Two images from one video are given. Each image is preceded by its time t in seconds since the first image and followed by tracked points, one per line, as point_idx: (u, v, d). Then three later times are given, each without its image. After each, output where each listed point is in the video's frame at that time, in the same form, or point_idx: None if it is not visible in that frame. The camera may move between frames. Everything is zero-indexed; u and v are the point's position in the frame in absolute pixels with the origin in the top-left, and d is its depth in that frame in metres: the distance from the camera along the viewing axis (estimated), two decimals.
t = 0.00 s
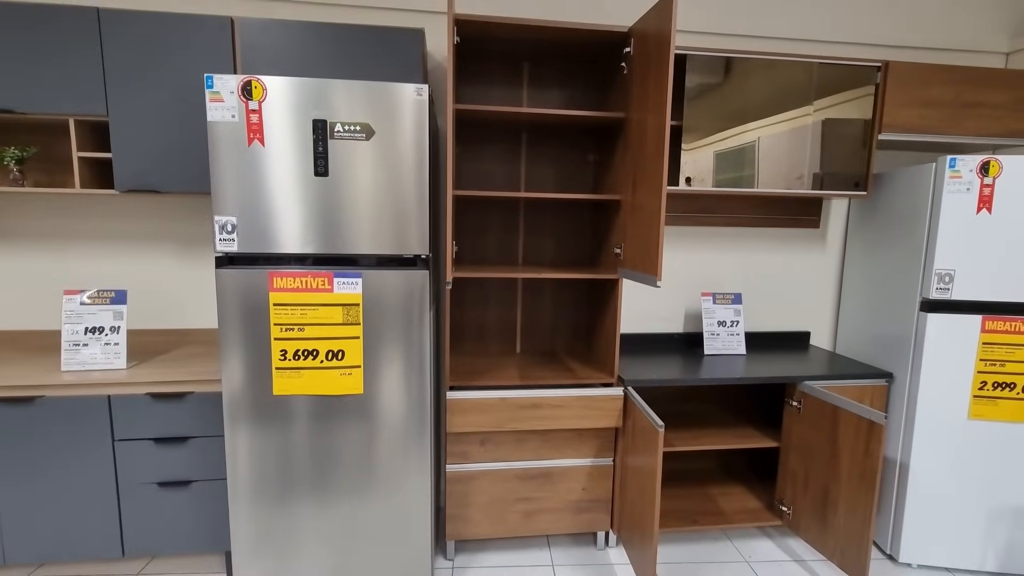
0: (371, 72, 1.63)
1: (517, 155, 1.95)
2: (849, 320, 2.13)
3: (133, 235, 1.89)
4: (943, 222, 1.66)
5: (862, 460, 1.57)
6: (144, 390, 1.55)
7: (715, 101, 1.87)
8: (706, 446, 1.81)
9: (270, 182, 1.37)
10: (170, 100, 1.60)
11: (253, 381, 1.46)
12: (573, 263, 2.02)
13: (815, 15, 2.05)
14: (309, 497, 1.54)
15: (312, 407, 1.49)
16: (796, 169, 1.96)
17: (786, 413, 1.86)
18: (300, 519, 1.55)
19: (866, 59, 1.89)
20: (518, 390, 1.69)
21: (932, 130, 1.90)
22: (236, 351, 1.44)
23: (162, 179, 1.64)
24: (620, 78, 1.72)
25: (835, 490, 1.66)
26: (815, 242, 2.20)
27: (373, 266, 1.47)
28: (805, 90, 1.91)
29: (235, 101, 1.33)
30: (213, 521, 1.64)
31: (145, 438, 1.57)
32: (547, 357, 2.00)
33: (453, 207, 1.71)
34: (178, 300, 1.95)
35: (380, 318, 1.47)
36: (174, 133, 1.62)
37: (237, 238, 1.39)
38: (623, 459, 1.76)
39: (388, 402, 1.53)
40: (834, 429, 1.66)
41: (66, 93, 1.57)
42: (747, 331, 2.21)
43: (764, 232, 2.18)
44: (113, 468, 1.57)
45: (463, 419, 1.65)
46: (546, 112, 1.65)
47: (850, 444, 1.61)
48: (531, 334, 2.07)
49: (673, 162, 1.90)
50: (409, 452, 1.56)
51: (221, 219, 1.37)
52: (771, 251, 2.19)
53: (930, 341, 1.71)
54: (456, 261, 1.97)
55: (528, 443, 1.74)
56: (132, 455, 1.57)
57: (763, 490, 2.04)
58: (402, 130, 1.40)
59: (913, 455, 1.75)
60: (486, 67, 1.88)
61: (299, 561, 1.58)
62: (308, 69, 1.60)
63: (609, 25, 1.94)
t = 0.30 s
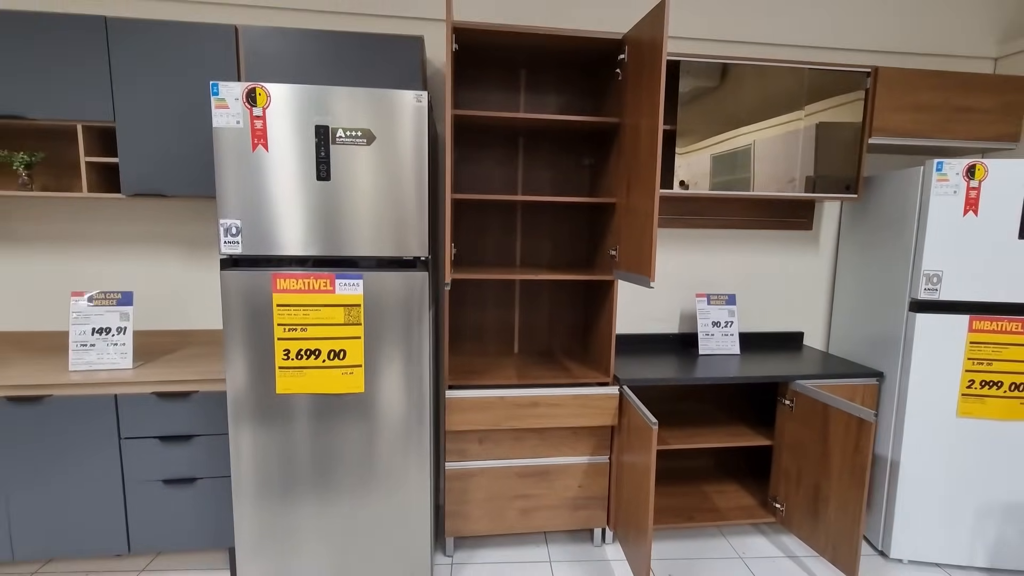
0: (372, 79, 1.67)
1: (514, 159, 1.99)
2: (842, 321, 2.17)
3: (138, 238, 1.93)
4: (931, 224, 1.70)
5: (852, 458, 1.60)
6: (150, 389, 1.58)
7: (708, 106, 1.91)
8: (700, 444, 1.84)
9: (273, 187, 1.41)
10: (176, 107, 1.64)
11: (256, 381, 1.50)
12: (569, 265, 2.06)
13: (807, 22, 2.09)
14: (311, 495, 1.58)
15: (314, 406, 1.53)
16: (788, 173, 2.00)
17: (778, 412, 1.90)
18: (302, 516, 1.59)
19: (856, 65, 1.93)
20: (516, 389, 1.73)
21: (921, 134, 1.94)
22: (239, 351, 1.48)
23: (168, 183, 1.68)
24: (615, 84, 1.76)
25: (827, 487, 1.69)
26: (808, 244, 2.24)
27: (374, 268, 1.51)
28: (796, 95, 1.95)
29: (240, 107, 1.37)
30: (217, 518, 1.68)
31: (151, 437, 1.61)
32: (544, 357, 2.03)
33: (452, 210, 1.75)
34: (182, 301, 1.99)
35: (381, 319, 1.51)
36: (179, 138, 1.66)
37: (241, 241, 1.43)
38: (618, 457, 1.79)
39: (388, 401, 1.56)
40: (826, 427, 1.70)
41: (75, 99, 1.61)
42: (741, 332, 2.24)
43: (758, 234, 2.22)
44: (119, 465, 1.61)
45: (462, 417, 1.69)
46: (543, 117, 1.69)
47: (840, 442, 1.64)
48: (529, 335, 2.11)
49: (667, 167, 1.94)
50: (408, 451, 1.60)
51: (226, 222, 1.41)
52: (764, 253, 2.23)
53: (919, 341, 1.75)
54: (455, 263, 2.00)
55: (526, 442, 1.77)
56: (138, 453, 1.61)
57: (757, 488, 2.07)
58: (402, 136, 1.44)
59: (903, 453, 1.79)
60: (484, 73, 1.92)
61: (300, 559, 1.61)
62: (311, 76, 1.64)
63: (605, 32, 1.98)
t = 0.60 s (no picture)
0: (372, 86, 1.73)
1: (510, 163, 2.05)
2: (830, 320, 2.22)
3: (144, 240, 1.99)
4: (913, 226, 1.75)
5: (836, 452, 1.65)
6: (157, 386, 1.64)
7: (698, 111, 1.97)
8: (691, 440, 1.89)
9: (277, 191, 1.47)
10: (183, 113, 1.70)
11: (259, 379, 1.55)
12: (564, 266, 2.11)
13: (795, 29, 2.15)
14: (313, 490, 1.63)
15: (315, 403, 1.58)
16: (776, 175, 2.05)
17: (767, 408, 1.95)
18: (303, 511, 1.64)
19: (841, 71, 1.99)
20: (511, 386, 1.78)
21: (905, 138, 1.99)
22: (243, 349, 1.53)
23: (174, 187, 1.74)
24: (606, 91, 1.82)
25: (813, 481, 1.74)
26: (797, 245, 2.29)
27: (373, 269, 1.56)
28: (783, 100, 2.00)
29: (244, 115, 1.42)
30: (221, 511, 1.73)
31: (158, 432, 1.66)
32: (539, 356, 2.09)
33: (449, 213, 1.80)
34: (187, 302, 2.04)
35: (380, 318, 1.56)
36: (185, 144, 1.72)
37: (246, 243, 1.48)
38: (611, 453, 1.84)
39: (386, 398, 1.62)
40: (812, 422, 1.75)
41: (84, 107, 1.67)
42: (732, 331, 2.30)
43: (748, 236, 2.27)
44: (127, 460, 1.66)
45: (458, 413, 1.74)
46: (537, 123, 1.75)
47: (825, 437, 1.69)
48: (524, 334, 2.16)
49: (658, 171, 1.99)
50: (406, 446, 1.65)
51: (232, 225, 1.47)
52: (755, 254, 2.29)
53: (902, 339, 1.80)
54: (453, 264, 2.06)
55: (521, 437, 1.83)
56: (145, 448, 1.66)
57: (747, 483, 2.12)
58: (400, 141, 1.50)
59: (888, 448, 1.84)
60: (480, 80, 1.98)
61: (302, 552, 1.66)
62: (313, 84, 1.70)
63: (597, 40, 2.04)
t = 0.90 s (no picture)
0: (370, 93, 1.80)
1: (504, 166, 2.12)
2: (816, 319, 2.29)
3: (151, 241, 2.06)
4: (891, 228, 1.82)
5: (817, 445, 1.72)
6: (164, 380, 1.71)
7: (685, 117, 2.04)
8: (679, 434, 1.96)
9: (279, 193, 1.54)
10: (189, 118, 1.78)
11: (261, 374, 1.62)
12: (556, 266, 2.18)
13: (780, 36, 2.22)
14: (312, 481, 1.70)
15: (315, 397, 1.65)
16: (761, 178, 2.10)
17: (752, 404, 2.02)
18: (303, 502, 1.70)
19: (824, 78, 2.06)
20: (504, 381, 1.85)
21: (887, 142, 2.06)
22: (246, 345, 1.60)
23: (180, 190, 1.81)
24: (596, 97, 1.89)
25: (795, 473, 1.81)
26: (784, 246, 2.36)
27: (372, 268, 1.63)
28: (768, 106, 2.07)
29: (248, 121, 1.49)
30: (225, 501, 1.80)
31: (164, 425, 1.73)
32: (533, 353, 2.16)
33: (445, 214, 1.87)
34: (192, 300, 2.12)
35: (377, 316, 1.63)
36: (191, 148, 1.79)
37: (249, 243, 1.55)
38: (600, 446, 1.91)
39: (384, 393, 1.68)
40: (794, 417, 1.81)
41: (95, 113, 1.75)
42: (720, 330, 2.36)
43: (736, 237, 2.34)
44: (135, 451, 1.73)
45: (453, 407, 1.81)
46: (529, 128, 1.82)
47: (807, 430, 1.75)
48: (518, 332, 2.23)
49: (647, 175, 2.06)
50: (402, 439, 1.71)
51: (236, 226, 1.54)
52: (742, 255, 2.35)
53: (882, 336, 1.86)
54: (448, 264, 2.13)
55: (514, 431, 1.89)
56: (152, 440, 1.73)
57: (734, 477, 2.19)
58: (397, 146, 1.57)
59: (870, 442, 1.90)
60: (475, 87, 2.05)
61: (302, 542, 1.72)
62: (314, 91, 1.78)
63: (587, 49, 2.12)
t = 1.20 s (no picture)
0: (366, 97, 1.87)
1: (497, 167, 2.18)
2: (801, 316, 2.35)
3: (154, 240, 2.13)
4: (870, 227, 1.88)
5: (797, 436, 1.77)
6: (166, 374, 1.77)
7: (672, 119, 2.10)
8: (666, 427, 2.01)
9: (278, 194, 1.60)
10: (191, 122, 1.84)
11: (261, 369, 1.68)
12: (547, 264, 2.24)
13: (765, 41, 2.28)
14: (310, 474, 1.75)
15: (313, 391, 1.71)
16: (746, 179, 2.16)
17: (737, 398, 2.08)
18: (301, 493, 1.76)
19: (807, 81, 2.12)
20: (495, 375, 1.91)
21: (869, 144, 2.11)
22: (246, 340, 1.66)
23: (182, 190, 1.87)
24: (584, 101, 1.95)
25: (777, 464, 1.87)
26: (769, 245, 2.42)
27: (367, 266, 1.69)
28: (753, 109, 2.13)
29: (248, 125, 1.55)
30: (225, 492, 1.86)
31: (166, 418, 1.79)
32: (525, 349, 2.22)
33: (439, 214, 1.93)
34: (193, 298, 2.18)
35: (372, 312, 1.69)
36: (192, 150, 1.86)
37: (249, 242, 1.61)
38: (589, 439, 1.97)
39: (379, 387, 1.74)
40: (775, 410, 1.87)
41: (100, 116, 1.81)
42: (708, 327, 2.43)
43: (723, 236, 2.40)
44: (138, 443, 1.80)
45: (446, 400, 1.87)
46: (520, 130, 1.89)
47: (787, 422, 1.81)
48: (511, 329, 2.29)
49: (636, 176, 2.12)
50: (396, 431, 1.77)
51: (236, 225, 1.60)
52: (729, 254, 2.41)
53: (862, 332, 1.92)
54: (442, 263, 2.20)
55: (505, 424, 1.95)
56: (155, 432, 1.80)
57: (720, 470, 2.25)
58: (391, 148, 1.63)
59: (850, 435, 1.96)
60: (467, 90, 2.11)
61: (300, 531, 1.78)
62: (312, 95, 1.84)
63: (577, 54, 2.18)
